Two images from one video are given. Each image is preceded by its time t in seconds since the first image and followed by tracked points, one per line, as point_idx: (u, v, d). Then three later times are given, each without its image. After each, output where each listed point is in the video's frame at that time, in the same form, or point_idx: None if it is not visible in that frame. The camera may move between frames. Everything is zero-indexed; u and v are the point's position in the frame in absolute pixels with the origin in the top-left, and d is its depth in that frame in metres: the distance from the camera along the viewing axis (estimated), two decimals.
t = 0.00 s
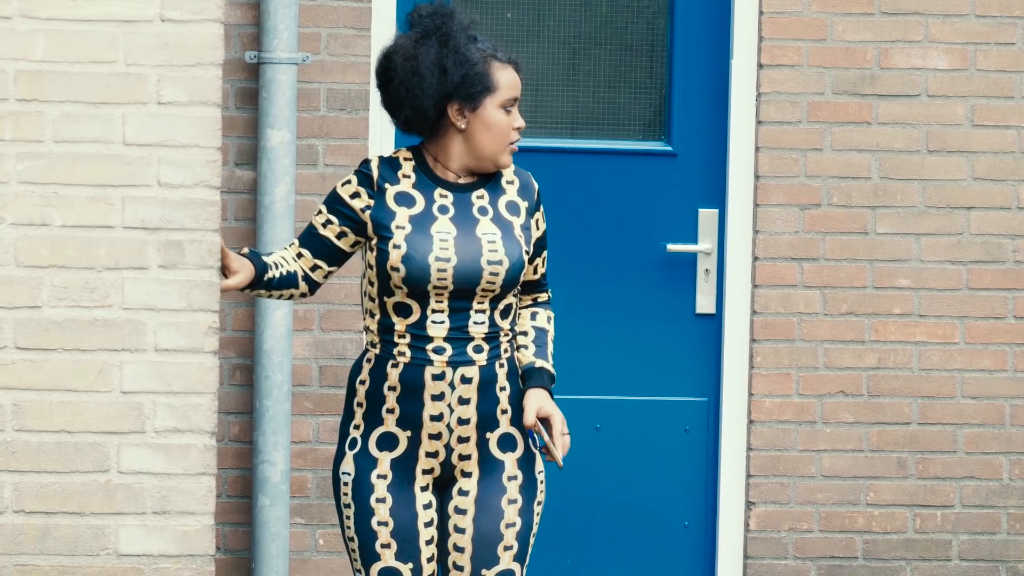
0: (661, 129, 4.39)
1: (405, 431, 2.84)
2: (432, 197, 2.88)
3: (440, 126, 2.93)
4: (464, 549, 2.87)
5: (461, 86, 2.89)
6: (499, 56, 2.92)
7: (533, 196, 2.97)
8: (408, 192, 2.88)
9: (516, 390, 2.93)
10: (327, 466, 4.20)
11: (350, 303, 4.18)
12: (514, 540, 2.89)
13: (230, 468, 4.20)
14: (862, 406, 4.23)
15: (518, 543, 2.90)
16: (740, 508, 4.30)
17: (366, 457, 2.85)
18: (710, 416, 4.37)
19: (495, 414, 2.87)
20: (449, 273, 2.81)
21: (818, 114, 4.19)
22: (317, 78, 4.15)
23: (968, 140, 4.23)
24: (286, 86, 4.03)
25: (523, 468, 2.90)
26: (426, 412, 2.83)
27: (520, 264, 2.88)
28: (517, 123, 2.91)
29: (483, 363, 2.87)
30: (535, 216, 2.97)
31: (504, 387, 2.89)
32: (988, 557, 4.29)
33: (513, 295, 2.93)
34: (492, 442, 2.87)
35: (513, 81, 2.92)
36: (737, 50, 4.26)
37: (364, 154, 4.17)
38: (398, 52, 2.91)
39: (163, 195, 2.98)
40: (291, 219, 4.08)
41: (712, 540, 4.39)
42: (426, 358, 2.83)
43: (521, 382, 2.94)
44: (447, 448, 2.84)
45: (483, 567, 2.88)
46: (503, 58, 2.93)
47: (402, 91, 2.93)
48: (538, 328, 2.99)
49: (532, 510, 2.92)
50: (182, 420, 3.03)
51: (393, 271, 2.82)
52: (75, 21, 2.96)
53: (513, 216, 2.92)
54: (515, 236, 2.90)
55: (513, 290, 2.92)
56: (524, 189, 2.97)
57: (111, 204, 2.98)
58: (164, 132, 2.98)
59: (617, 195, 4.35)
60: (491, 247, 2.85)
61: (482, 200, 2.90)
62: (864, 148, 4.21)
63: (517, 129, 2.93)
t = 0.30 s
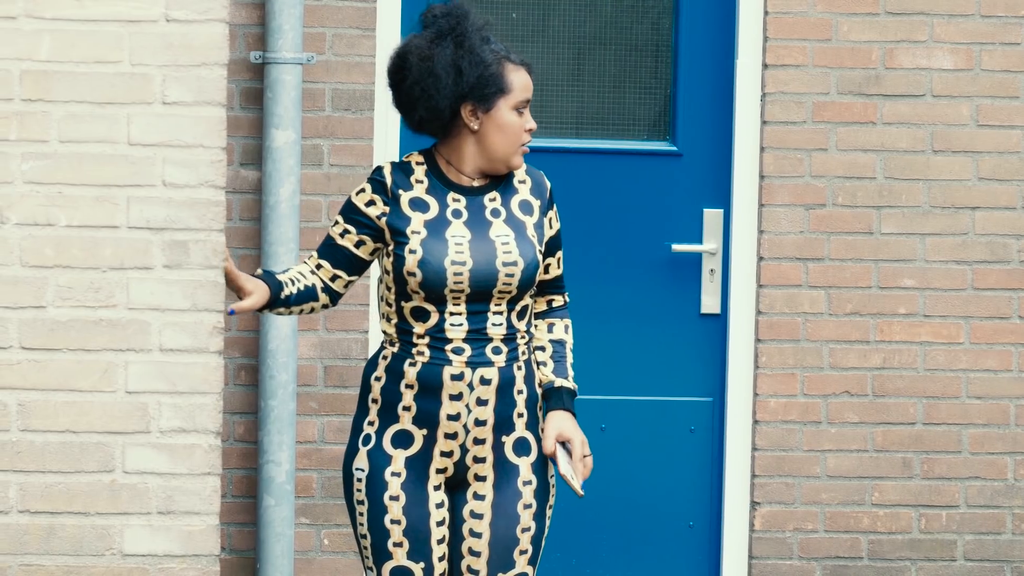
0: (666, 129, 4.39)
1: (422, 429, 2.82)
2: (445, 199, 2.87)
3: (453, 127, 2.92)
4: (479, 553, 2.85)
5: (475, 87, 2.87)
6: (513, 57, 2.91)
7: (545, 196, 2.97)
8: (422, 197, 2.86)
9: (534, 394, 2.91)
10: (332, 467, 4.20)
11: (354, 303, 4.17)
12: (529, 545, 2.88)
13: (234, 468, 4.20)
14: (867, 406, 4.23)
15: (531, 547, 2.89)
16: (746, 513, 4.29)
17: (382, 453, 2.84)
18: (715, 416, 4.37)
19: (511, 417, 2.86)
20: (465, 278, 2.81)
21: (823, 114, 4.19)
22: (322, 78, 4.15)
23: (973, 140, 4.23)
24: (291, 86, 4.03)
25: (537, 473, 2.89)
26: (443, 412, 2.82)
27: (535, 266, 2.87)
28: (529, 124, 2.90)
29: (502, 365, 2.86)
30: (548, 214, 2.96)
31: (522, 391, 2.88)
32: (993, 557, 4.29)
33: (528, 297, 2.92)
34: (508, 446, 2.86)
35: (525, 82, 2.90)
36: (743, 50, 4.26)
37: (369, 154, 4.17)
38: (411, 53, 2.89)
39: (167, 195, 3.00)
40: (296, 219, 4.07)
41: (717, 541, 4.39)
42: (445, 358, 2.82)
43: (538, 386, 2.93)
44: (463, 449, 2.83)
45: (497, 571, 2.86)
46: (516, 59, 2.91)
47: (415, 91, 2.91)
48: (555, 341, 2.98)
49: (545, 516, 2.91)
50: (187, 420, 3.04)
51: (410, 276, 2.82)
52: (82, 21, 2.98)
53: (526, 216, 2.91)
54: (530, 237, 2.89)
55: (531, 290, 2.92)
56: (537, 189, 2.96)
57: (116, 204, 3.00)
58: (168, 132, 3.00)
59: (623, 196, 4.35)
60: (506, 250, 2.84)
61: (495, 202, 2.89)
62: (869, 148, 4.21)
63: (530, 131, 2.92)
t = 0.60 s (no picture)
0: (669, 129, 4.39)
1: (440, 427, 2.78)
2: (463, 201, 2.82)
3: (470, 128, 2.87)
4: (491, 553, 2.81)
5: (492, 89, 2.82)
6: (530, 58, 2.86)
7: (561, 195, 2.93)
8: (441, 200, 2.81)
9: (550, 395, 2.87)
10: (336, 467, 4.20)
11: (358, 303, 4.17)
12: (541, 545, 2.84)
13: (238, 468, 4.20)
14: (871, 406, 4.23)
15: (543, 547, 2.85)
16: (750, 514, 4.30)
17: (402, 451, 2.78)
18: (719, 415, 4.37)
19: (529, 418, 2.82)
20: (486, 280, 2.75)
21: (827, 114, 4.19)
22: (326, 78, 4.15)
23: (977, 140, 4.23)
24: (295, 86, 4.03)
25: (552, 473, 2.85)
26: (463, 411, 2.77)
27: (554, 267, 2.83)
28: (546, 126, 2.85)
29: (522, 366, 2.81)
30: (565, 214, 2.92)
31: (540, 391, 2.84)
32: (997, 557, 4.29)
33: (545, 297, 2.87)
34: (525, 446, 2.82)
35: (542, 81, 2.85)
36: (746, 51, 4.26)
37: (373, 154, 4.17)
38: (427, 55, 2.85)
39: (172, 194, 3.38)
40: (300, 219, 4.07)
41: (721, 540, 4.39)
42: (466, 358, 2.78)
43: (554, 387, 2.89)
44: (481, 449, 2.78)
45: (508, 571, 2.83)
46: (534, 60, 2.86)
47: (432, 93, 2.87)
48: (572, 340, 2.93)
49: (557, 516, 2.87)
50: (191, 421, 3.42)
51: (428, 279, 2.76)
52: (84, 21, 3.35)
53: (544, 217, 2.87)
54: (548, 239, 2.84)
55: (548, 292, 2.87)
56: (553, 189, 2.92)
57: (119, 204, 3.37)
58: (172, 132, 3.38)
59: (628, 196, 4.35)
60: (526, 252, 2.79)
61: (514, 203, 2.85)
62: (874, 148, 4.21)
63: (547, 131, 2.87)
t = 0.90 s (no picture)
0: (675, 129, 4.39)
1: (454, 427, 2.78)
2: (479, 200, 2.82)
3: (486, 130, 2.87)
4: (501, 551, 2.81)
5: (508, 91, 2.83)
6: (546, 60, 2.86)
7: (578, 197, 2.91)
8: (457, 200, 2.81)
9: (562, 396, 2.88)
10: (341, 467, 4.21)
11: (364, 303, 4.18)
12: (552, 544, 2.84)
13: (243, 468, 4.22)
14: (876, 407, 4.23)
15: (553, 546, 2.84)
16: (754, 512, 4.29)
17: (414, 450, 2.78)
18: (724, 415, 4.37)
19: (541, 419, 2.82)
20: (500, 280, 2.75)
21: (832, 114, 4.19)
22: (331, 78, 4.15)
23: (982, 141, 4.23)
24: (301, 86, 4.01)
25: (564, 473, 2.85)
26: (476, 411, 2.77)
27: (568, 269, 2.82)
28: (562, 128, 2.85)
29: (536, 367, 2.81)
30: (581, 216, 2.91)
31: (553, 392, 2.84)
32: (1002, 558, 4.29)
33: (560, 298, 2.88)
34: (537, 446, 2.82)
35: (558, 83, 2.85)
36: (751, 51, 4.26)
37: (379, 154, 4.17)
38: (443, 58, 2.86)
39: (177, 195, 3.38)
40: (305, 220, 4.05)
41: (726, 541, 4.39)
42: (480, 359, 2.77)
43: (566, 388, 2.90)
44: (494, 449, 2.79)
45: (517, 570, 2.83)
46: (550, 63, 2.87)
47: (449, 95, 2.87)
48: (587, 344, 2.93)
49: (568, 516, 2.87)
50: (196, 420, 3.42)
51: (443, 278, 2.76)
52: (89, 22, 3.35)
53: (560, 218, 2.86)
54: (564, 241, 2.83)
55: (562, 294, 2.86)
56: (570, 191, 2.91)
57: (125, 204, 3.37)
58: (177, 132, 3.38)
59: (634, 197, 4.35)
60: (540, 253, 2.78)
61: (529, 205, 2.84)
62: (879, 148, 4.21)
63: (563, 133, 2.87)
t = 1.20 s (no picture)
0: (680, 130, 4.39)
1: (461, 425, 2.78)
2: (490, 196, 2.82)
3: (495, 129, 2.87)
4: (506, 551, 2.81)
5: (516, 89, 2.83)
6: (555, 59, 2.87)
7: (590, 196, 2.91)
8: (468, 195, 2.81)
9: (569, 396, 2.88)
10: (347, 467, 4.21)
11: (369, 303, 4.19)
12: (557, 544, 2.84)
13: (249, 468, 4.22)
14: (882, 407, 4.23)
15: (558, 547, 2.84)
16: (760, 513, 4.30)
17: (421, 450, 2.79)
18: (729, 415, 4.37)
19: (548, 418, 2.82)
20: (511, 274, 2.75)
21: (838, 114, 4.19)
22: (336, 78, 4.15)
23: (987, 141, 4.23)
24: (306, 86, 3.99)
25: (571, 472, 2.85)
26: (483, 410, 2.78)
27: (580, 265, 2.82)
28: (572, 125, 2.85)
29: (545, 365, 2.81)
30: (592, 215, 2.91)
31: (560, 391, 2.84)
32: (1007, 558, 4.29)
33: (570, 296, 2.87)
34: (544, 446, 2.82)
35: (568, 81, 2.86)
36: (756, 51, 4.27)
37: (384, 154, 4.17)
38: (451, 57, 2.86)
39: (182, 195, 3.38)
40: (310, 220, 4.04)
41: (731, 541, 4.39)
42: (488, 355, 2.77)
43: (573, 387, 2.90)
44: (501, 447, 2.79)
45: (522, 569, 2.83)
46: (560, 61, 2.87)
47: (456, 94, 2.88)
48: (593, 349, 2.92)
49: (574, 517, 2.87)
50: (201, 420, 3.42)
51: (453, 273, 2.76)
52: (95, 22, 3.35)
53: (571, 216, 2.86)
54: (575, 237, 2.83)
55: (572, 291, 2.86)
56: (582, 188, 2.91)
57: (130, 204, 3.37)
58: (182, 132, 3.38)
59: (638, 197, 4.35)
60: (551, 247, 2.78)
61: (540, 202, 2.84)
62: (884, 148, 4.21)
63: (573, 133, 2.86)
